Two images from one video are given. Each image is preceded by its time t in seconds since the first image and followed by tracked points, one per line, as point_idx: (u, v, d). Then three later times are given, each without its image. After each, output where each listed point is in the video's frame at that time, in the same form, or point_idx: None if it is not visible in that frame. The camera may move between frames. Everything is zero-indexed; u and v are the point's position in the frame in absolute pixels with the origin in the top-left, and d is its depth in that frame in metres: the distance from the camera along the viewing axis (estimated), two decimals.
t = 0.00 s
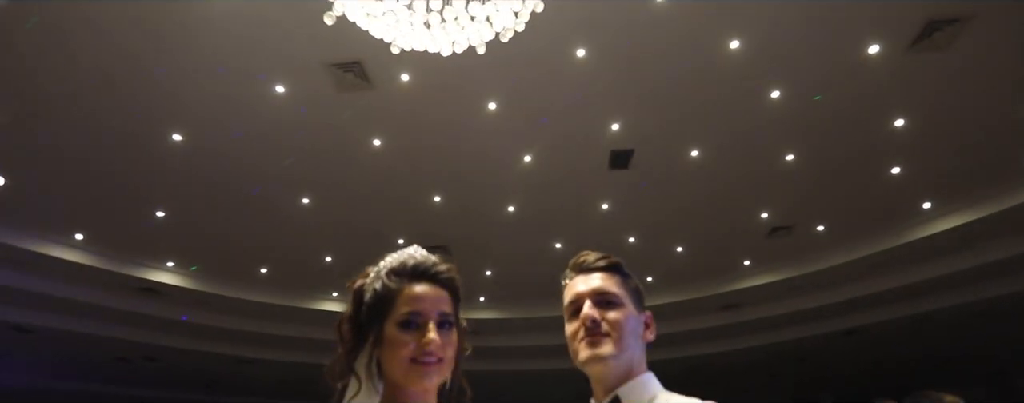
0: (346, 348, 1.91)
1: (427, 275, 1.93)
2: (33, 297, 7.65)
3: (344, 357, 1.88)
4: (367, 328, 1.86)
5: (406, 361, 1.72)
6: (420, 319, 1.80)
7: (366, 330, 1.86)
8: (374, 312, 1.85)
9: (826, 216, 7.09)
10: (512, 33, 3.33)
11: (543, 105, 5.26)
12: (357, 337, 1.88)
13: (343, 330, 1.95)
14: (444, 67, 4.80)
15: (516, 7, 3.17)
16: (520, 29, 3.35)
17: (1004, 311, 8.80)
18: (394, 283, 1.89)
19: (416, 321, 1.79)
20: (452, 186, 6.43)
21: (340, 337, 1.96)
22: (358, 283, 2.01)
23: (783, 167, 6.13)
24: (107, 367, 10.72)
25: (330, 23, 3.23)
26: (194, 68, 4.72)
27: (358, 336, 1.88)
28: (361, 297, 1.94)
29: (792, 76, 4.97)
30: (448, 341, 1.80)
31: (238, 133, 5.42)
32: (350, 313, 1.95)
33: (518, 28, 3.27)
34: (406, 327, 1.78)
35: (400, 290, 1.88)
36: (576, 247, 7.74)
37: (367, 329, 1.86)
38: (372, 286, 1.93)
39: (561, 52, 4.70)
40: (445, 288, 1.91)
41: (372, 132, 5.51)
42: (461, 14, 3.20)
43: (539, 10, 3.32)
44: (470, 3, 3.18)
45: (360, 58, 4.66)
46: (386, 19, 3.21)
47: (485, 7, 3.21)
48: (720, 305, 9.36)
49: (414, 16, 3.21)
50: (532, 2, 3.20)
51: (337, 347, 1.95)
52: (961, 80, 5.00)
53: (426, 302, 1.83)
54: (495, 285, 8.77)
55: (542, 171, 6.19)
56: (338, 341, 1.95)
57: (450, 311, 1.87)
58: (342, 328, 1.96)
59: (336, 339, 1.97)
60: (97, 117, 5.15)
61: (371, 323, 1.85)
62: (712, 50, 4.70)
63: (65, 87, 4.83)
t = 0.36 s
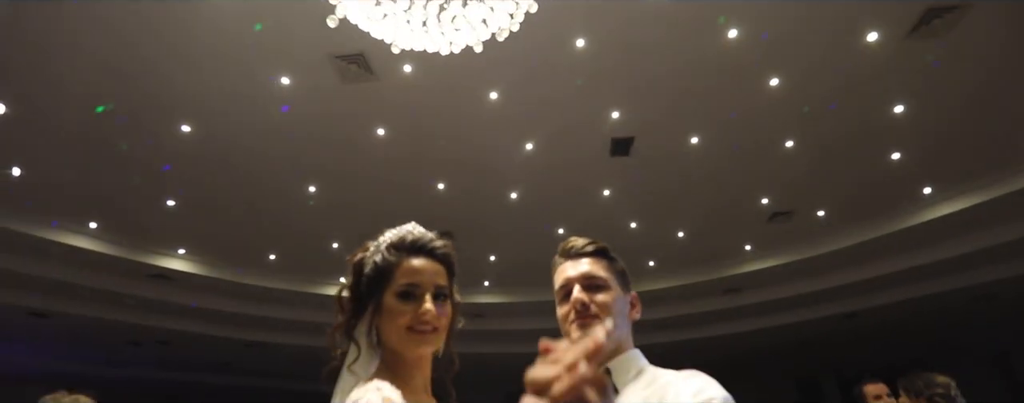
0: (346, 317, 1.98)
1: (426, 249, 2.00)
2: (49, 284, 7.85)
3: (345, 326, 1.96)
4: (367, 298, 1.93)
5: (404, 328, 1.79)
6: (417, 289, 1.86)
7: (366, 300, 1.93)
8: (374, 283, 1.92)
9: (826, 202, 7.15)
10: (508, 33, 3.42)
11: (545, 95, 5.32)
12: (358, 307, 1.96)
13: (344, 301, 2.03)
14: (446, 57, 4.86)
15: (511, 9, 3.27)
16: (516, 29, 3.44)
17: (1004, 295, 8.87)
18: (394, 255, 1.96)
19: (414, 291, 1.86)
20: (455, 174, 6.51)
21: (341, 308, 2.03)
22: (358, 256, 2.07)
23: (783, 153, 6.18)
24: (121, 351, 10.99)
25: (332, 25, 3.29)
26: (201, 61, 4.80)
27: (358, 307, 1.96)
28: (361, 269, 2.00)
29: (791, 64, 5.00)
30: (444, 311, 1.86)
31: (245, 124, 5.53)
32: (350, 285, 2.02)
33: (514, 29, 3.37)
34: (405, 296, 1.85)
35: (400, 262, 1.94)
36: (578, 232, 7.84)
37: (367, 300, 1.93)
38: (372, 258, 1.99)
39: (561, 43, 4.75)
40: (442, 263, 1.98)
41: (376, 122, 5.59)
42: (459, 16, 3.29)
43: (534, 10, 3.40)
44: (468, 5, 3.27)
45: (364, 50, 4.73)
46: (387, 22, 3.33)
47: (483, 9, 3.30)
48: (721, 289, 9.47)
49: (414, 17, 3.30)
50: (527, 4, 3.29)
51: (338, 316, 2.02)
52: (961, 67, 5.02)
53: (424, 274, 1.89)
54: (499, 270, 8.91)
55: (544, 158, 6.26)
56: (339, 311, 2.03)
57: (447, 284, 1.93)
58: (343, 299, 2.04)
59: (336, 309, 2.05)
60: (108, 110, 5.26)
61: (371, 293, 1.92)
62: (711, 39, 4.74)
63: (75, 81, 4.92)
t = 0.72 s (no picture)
0: (348, 298, 2.05)
1: (414, 227, 1.98)
2: (62, 259, 8.03)
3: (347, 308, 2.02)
4: (362, 279, 1.96)
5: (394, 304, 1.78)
6: (404, 266, 1.85)
7: (362, 281, 1.97)
8: (366, 264, 1.94)
9: (825, 177, 7.19)
10: (503, 18, 3.46)
11: (544, 72, 5.35)
12: (355, 289, 2.00)
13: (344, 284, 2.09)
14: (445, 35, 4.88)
15: None
16: (511, 14, 3.47)
17: (1001, 268, 8.96)
18: (382, 235, 1.96)
19: (401, 267, 1.84)
20: (457, 150, 6.58)
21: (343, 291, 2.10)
22: (354, 242, 2.11)
23: (781, 129, 6.21)
24: (133, 324, 11.27)
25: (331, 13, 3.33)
26: (202, 41, 4.83)
27: (355, 287, 2.00)
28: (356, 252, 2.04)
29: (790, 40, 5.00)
30: (434, 284, 1.85)
31: (247, 102, 5.58)
32: (349, 267, 2.07)
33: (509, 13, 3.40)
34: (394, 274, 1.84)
35: (388, 240, 1.94)
36: (579, 207, 7.94)
37: (362, 281, 1.96)
38: (363, 242, 2.01)
39: (560, 20, 4.76)
40: (430, 240, 1.96)
41: (377, 99, 5.63)
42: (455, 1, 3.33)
43: None
44: None
45: (363, 29, 4.75)
46: (385, 7, 3.37)
47: None
48: (721, 263, 9.59)
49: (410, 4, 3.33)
50: None
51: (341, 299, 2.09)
52: (961, 44, 5.01)
53: (411, 251, 1.88)
54: (501, 244, 9.04)
55: (544, 135, 6.31)
56: (342, 295, 2.09)
57: (436, 259, 1.92)
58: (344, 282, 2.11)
59: (340, 292, 2.12)
60: (112, 89, 5.31)
61: (365, 275, 1.95)
62: (710, 16, 4.73)
63: (79, 62, 4.97)
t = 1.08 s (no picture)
0: (347, 260, 2.03)
1: (411, 194, 1.94)
2: (73, 225, 8.21)
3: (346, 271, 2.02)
4: (360, 242, 1.94)
5: (395, 267, 1.79)
6: (403, 231, 1.82)
7: (360, 246, 1.94)
8: (364, 228, 1.91)
9: (827, 140, 7.21)
10: None
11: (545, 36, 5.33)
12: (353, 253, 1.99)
13: (341, 248, 2.07)
14: None
15: None
16: None
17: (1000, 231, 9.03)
18: (382, 199, 1.91)
19: (400, 232, 1.82)
20: (459, 114, 6.61)
21: (340, 254, 2.08)
22: (352, 207, 2.09)
23: (783, 93, 6.20)
24: (146, 287, 11.57)
25: None
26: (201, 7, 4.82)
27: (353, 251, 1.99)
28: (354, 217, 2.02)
29: (793, 2, 4.94)
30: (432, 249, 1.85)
31: (249, 68, 5.60)
32: (346, 232, 2.05)
33: None
34: (394, 238, 1.82)
35: (388, 204, 1.89)
36: (580, 171, 8.00)
37: (360, 245, 1.95)
38: (361, 206, 1.97)
39: None
40: (426, 208, 1.93)
41: (378, 64, 5.64)
42: None
43: None
44: None
45: None
46: None
47: None
48: (721, 226, 9.70)
49: None
50: None
51: (338, 263, 2.07)
52: (967, 6, 4.94)
53: (410, 216, 1.85)
54: (503, 207, 9.16)
55: (544, 99, 6.33)
56: (338, 259, 2.07)
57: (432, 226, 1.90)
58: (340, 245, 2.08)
59: (337, 255, 2.10)
60: (115, 56, 5.33)
61: (363, 239, 1.92)
62: None
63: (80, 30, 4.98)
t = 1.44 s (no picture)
0: (350, 238, 1.90)
1: (421, 172, 1.81)
2: (91, 201, 8.40)
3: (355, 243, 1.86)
4: (371, 215, 1.80)
5: (406, 242, 1.69)
6: (413, 210, 1.72)
7: (371, 218, 1.80)
8: (376, 201, 1.77)
9: (836, 110, 7.14)
10: None
11: (550, 7, 5.30)
12: (363, 223, 1.84)
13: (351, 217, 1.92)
14: None
15: None
16: None
17: (1011, 201, 8.96)
18: (396, 172, 1.78)
19: (410, 209, 1.72)
20: (465, 87, 6.63)
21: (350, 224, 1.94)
22: (363, 174, 1.90)
23: (791, 62, 6.14)
24: (163, 262, 11.87)
25: None
26: None
27: (363, 222, 1.84)
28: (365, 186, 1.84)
29: None
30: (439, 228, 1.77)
31: (256, 44, 5.64)
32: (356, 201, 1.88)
33: None
34: (406, 213, 1.71)
35: (402, 179, 1.77)
36: (587, 143, 8.02)
37: (372, 217, 1.79)
38: (373, 178, 1.82)
39: None
40: (434, 188, 1.81)
41: (384, 38, 5.65)
42: None
43: None
44: None
45: None
46: None
47: None
48: (728, 197, 9.71)
49: None
50: None
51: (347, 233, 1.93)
52: None
53: (420, 194, 1.74)
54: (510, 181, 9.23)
55: (551, 71, 6.32)
56: (348, 229, 1.93)
57: (439, 206, 1.80)
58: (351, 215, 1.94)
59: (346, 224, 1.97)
60: (124, 34, 5.38)
61: (374, 211, 1.79)
62: None
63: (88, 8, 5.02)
